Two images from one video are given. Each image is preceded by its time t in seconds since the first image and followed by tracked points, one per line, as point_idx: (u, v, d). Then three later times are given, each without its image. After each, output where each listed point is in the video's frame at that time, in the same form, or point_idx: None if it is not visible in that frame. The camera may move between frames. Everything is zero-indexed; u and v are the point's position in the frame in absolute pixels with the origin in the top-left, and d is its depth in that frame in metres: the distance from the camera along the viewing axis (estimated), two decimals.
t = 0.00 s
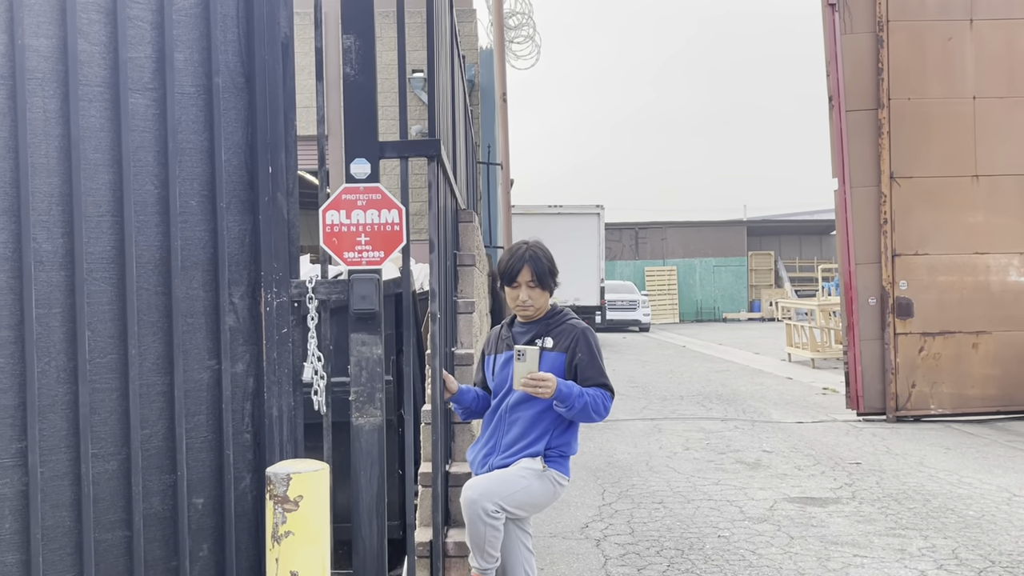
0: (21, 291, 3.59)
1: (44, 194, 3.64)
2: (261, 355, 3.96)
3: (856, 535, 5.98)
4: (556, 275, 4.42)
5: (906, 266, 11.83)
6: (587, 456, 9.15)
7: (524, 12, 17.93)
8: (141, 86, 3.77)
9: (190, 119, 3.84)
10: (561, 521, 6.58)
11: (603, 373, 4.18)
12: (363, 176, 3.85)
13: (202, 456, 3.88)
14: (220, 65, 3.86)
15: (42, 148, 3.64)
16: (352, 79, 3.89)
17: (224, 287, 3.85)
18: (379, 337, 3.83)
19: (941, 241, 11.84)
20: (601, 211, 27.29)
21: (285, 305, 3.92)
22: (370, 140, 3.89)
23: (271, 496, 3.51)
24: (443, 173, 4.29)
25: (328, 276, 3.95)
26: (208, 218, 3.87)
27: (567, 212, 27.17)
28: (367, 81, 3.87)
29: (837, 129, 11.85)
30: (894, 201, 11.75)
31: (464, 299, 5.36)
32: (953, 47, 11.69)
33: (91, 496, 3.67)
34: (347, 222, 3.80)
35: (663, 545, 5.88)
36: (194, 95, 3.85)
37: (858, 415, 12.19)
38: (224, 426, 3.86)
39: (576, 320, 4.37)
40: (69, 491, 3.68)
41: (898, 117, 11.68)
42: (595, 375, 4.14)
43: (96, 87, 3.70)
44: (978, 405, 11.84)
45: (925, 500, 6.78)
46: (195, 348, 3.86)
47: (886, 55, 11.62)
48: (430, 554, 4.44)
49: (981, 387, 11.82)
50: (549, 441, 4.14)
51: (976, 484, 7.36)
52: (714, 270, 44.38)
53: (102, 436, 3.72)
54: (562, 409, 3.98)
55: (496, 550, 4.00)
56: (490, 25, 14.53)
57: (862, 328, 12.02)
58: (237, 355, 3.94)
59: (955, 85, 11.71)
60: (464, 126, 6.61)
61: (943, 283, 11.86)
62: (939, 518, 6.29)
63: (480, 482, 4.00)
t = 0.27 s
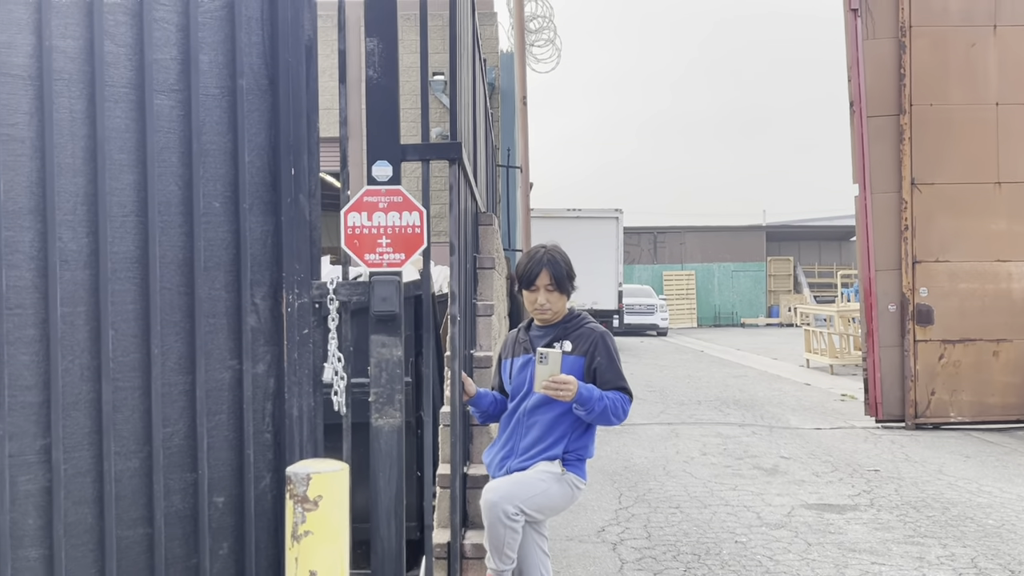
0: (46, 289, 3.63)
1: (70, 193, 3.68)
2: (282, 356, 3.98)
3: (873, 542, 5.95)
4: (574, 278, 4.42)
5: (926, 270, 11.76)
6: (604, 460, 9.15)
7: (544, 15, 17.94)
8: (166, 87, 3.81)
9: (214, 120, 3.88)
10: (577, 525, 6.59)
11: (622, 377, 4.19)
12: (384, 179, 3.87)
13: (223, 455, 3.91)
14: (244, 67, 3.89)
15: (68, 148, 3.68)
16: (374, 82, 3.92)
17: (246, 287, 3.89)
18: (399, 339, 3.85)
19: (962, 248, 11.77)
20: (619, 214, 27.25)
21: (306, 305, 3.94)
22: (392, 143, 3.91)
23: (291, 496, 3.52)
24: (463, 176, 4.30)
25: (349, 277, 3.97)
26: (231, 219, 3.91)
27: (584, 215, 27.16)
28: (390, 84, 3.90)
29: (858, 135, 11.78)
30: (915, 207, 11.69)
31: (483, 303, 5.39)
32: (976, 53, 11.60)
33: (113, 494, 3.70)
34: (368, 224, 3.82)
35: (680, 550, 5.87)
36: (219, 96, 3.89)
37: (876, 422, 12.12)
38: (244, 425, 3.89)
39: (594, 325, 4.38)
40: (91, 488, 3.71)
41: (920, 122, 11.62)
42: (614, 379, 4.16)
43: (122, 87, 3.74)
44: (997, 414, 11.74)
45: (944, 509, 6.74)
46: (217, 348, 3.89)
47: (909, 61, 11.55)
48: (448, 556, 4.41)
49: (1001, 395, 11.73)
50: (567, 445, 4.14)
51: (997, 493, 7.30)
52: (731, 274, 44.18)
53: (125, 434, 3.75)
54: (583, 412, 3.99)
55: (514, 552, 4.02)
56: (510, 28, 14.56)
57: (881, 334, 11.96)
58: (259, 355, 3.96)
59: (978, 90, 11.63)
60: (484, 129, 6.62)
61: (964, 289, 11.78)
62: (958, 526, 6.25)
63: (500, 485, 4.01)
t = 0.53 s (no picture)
0: (66, 280, 3.66)
1: (90, 185, 3.70)
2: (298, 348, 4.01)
3: (890, 543, 5.90)
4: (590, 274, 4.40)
5: (948, 271, 11.64)
6: (619, 457, 9.14)
7: (564, 11, 17.91)
8: (186, 80, 3.82)
9: (233, 114, 3.89)
10: (591, 522, 6.58)
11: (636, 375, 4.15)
12: (401, 173, 3.86)
13: (239, 447, 3.92)
14: (263, 60, 3.90)
15: (88, 140, 3.70)
16: (392, 76, 3.90)
17: (263, 280, 3.90)
18: (414, 333, 3.84)
19: (984, 249, 11.64)
20: (637, 213, 27.17)
21: (323, 299, 3.94)
22: (409, 137, 3.90)
23: (306, 489, 3.52)
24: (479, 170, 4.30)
25: (365, 271, 3.97)
26: (249, 212, 3.92)
27: (602, 213, 27.11)
28: (407, 78, 3.88)
29: (879, 133, 11.72)
30: (936, 208, 11.58)
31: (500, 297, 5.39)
32: (1000, 51, 11.47)
33: (129, 484, 3.73)
34: (385, 218, 3.82)
35: (694, 549, 5.85)
36: (238, 90, 3.90)
37: (894, 423, 12.03)
38: (260, 418, 3.90)
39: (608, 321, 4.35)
40: (108, 478, 3.74)
41: (943, 122, 11.51)
42: (628, 377, 4.12)
43: (142, 81, 3.76)
44: (1017, 417, 11.61)
45: (962, 511, 6.67)
46: (233, 341, 3.90)
47: (931, 60, 11.44)
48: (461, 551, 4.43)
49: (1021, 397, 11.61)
50: (578, 441, 4.13)
51: (1016, 496, 7.22)
52: (749, 274, 43.96)
53: (141, 425, 3.77)
54: (595, 409, 3.97)
55: (524, 547, 4.00)
56: (529, 25, 14.52)
57: (900, 335, 11.88)
58: (275, 348, 3.98)
59: (1001, 89, 11.49)
60: (502, 125, 6.61)
61: (985, 290, 11.66)
62: (977, 529, 6.18)
63: (507, 479, 4.00)
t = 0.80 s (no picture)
0: (73, 273, 3.65)
1: (97, 178, 3.69)
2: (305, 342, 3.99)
3: (898, 540, 5.89)
4: (594, 267, 4.39)
5: (957, 268, 11.60)
6: (627, 453, 9.14)
7: (574, 6, 17.88)
8: (194, 73, 3.81)
9: (241, 106, 3.88)
10: (598, 517, 6.57)
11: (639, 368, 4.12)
12: (409, 167, 3.85)
13: (245, 441, 3.92)
14: (272, 53, 3.89)
15: (96, 133, 3.69)
16: (401, 69, 3.89)
17: (270, 273, 3.89)
18: (421, 327, 3.84)
19: (993, 245, 11.60)
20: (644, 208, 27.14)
21: (331, 293, 3.94)
22: (417, 131, 3.89)
23: (312, 482, 3.51)
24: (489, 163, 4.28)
25: (373, 265, 3.96)
26: (257, 205, 3.91)
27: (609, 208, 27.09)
28: (416, 72, 3.87)
29: (888, 129, 11.72)
30: (945, 204, 11.53)
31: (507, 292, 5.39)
32: (1010, 48, 11.43)
33: (136, 477, 3.73)
34: (393, 212, 3.80)
35: (701, 544, 5.84)
36: (246, 82, 3.89)
37: (902, 420, 12.02)
38: (268, 411, 3.90)
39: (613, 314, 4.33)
40: (115, 471, 3.73)
41: (953, 118, 11.45)
42: (631, 370, 4.09)
43: (150, 73, 3.75)
44: None
45: (969, 508, 6.65)
46: (241, 334, 3.90)
47: (942, 55, 11.38)
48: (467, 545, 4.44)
49: None
50: (583, 436, 4.12)
51: None
52: (755, 270, 43.89)
53: (149, 418, 3.76)
54: (597, 403, 3.96)
55: (531, 542, 4.00)
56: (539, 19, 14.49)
57: (909, 331, 11.85)
58: (282, 341, 3.97)
59: (1011, 85, 11.44)
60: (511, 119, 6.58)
61: (994, 287, 11.62)
62: (985, 526, 6.16)
63: (515, 474, 3.99)
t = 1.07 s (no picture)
0: (80, 270, 3.67)
1: (104, 175, 3.71)
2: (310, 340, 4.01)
3: (901, 539, 5.89)
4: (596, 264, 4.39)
5: (960, 266, 11.60)
6: (630, 451, 9.14)
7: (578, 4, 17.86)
8: (200, 71, 3.83)
9: (247, 104, 3.90)
10: (601, 514, 6.58)
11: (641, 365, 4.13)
12: (414, 165, 3.86)
13: (251, 437, 3.94)
14: (278, 51, 3.91)
15: (103, 130, 3.71)
16: (406, 68, 3.90)
17: (276, 271, 3.90)
18: (426, 324, 3.85)
19: (998, 244, 11.57)
20: (649, 207, 27.11)
21: (336, 290, 3.95)
22: (422, 129, 3.90)
23: (317, 479, 3.53)
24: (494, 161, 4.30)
25: (378, 263, 3.97)
26: (262, 202, 3.93)
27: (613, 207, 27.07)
28: (421, 70, 3.88)
29: (893, 128, 11.77)
30: (949, 203, 11.51)
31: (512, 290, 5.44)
32: (1016, 46, 11.39)
33: (142, 473, 3.75)
34: (399, 210, 3.82)
35: (704, 542, 5.84)
36: (252, 80, 3.91)
37: (906, 419, 12.01)
38: (273, 408, 3.92)
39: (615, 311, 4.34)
40: (121, 467, 3.75)
41: (957, 117, 11.43)
42: (633, 368, 4.10)
43: (157, 71, 3.77)
44: None
45: (973, 507, 6.64)
46: (246, 331, 3.92)
47: (947, 54, 11.36)
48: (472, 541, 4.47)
49: None
50: (588, 434, 4.13)
51: None
52: (760, 269, 43.84)
53: (155, 414, 3.78)
54: (600, 402, 3.97)
55: (537, 541, 4.01)
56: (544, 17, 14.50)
57: (913, 330, 11.85)
58: (288, 339, 3.99)
59: (1017, 84, 11.39)
60: (515, 117, 6.58)
61: (999, 287, 11.60)
62: (989, 525, 6.16)
63: (523, 473, 4.00)
